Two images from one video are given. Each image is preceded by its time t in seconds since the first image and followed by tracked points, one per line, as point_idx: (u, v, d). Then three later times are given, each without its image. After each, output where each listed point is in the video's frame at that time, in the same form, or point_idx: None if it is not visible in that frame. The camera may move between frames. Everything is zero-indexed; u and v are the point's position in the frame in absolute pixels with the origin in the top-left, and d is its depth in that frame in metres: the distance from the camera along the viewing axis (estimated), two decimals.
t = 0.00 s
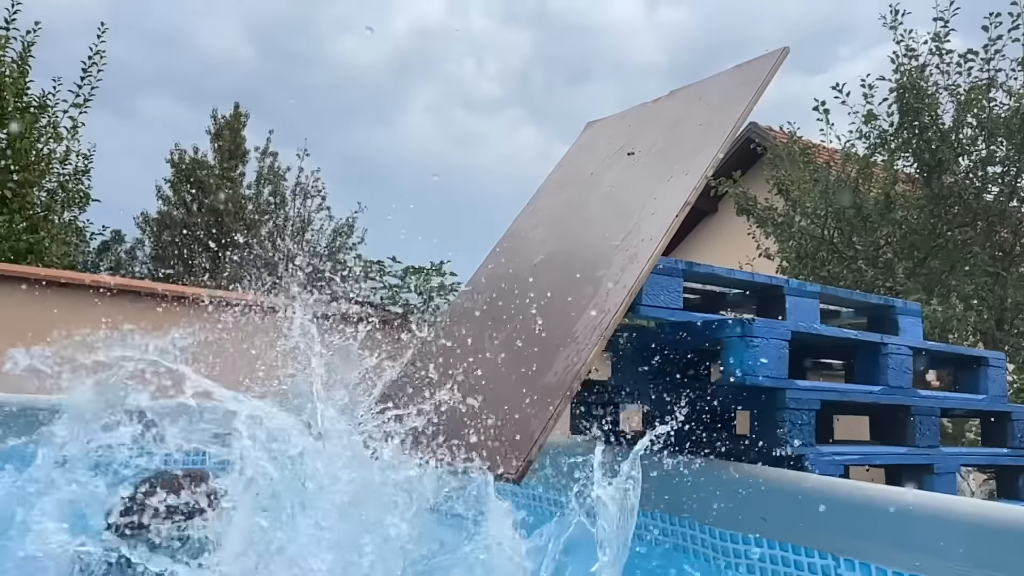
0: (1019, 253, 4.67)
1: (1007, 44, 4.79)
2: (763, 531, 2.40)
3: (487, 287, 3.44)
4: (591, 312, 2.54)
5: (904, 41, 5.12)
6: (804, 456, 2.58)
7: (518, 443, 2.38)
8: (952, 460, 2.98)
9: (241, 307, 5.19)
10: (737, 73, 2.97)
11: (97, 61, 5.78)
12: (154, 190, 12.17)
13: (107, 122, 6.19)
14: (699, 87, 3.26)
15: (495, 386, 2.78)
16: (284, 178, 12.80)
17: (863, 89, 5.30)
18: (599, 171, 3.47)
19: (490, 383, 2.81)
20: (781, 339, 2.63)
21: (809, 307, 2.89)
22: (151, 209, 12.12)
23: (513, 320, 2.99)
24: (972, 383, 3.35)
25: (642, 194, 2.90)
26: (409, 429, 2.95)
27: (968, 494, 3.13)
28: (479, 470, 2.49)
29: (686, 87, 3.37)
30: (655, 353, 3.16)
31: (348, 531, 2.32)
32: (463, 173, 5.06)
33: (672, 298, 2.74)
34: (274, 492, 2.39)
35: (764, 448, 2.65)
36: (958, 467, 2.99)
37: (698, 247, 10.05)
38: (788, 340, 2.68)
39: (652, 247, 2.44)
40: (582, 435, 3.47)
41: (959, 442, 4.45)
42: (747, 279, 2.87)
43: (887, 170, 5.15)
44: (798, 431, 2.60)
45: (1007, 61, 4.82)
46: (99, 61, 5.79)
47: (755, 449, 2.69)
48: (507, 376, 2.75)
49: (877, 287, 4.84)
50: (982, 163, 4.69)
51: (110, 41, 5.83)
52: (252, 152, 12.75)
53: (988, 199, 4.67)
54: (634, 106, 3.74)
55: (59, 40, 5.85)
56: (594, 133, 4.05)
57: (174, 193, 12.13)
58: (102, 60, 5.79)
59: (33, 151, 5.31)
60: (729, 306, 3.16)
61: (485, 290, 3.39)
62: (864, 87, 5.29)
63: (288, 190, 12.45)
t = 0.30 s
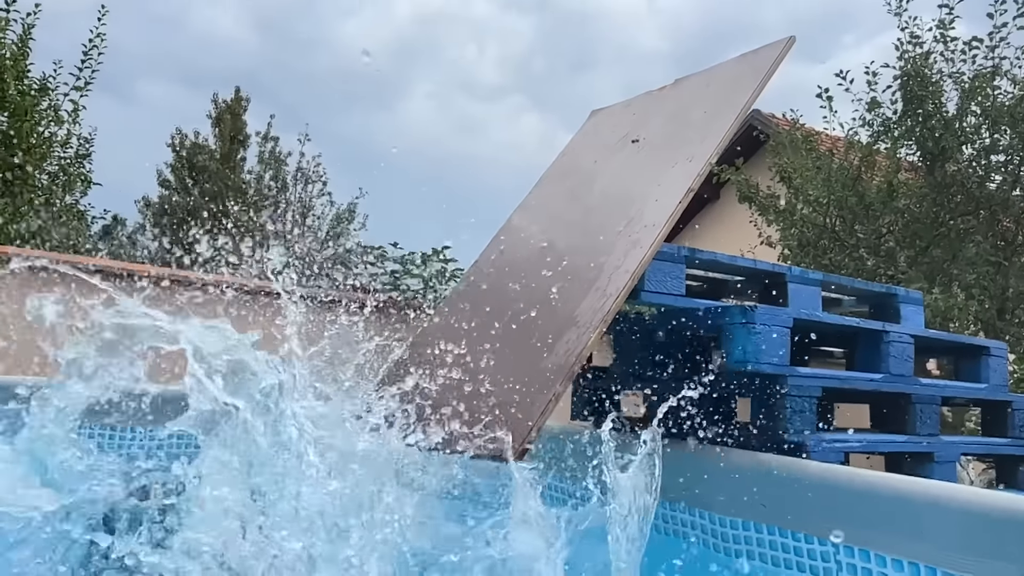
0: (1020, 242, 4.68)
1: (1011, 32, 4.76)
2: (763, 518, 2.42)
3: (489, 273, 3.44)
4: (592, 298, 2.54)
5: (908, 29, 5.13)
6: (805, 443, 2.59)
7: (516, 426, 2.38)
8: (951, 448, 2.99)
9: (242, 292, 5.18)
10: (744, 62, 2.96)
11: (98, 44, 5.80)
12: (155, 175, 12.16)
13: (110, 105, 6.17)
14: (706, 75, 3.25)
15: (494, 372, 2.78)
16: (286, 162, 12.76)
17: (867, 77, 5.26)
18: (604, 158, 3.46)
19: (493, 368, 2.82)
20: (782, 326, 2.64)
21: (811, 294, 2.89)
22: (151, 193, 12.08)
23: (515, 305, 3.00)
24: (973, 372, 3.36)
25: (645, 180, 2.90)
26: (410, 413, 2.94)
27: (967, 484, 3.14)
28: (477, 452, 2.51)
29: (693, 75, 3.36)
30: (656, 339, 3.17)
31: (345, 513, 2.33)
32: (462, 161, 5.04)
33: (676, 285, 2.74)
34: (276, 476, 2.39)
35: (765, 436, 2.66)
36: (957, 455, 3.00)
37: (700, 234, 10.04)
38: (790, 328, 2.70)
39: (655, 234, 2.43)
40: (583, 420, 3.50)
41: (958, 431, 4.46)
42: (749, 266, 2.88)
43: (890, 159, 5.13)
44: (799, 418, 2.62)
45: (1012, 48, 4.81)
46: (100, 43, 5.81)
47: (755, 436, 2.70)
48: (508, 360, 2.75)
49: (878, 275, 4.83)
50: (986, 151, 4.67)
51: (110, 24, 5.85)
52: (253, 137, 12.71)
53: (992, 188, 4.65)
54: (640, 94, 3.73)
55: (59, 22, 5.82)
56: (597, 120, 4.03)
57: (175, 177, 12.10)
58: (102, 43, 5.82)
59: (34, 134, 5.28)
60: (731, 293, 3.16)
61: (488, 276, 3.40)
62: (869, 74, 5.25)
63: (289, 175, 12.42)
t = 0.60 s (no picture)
0: None
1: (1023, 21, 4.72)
2: (767, 507, 2.43)
3: (494, 260, 3.44)
4: (597, 286, 2.54)
5: (917, 17, 5.04)
6: (811, 432, 2.59)
7: (518, 413, 2.39)
8: (956, 440, 2.99)
9: (246, 279, 5.19)
10: (754, 53, 2.95)
11: (105, 29, 5.87)
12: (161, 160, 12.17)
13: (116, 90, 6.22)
14: (716, 66, 3.24)
15: (498, 360, 2.78)
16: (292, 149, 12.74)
17: (876, 66, 5.22)
18: (612, 148, 3.45)
19: (497, 354, 2.83)
20: (789, 316, 2.64)
21: (817, 284, 2.88)
22: (157, 178, 12.08)
23: (520, 293, 3.01)
24: (979, 365, 3.35)
25: (653, 170, 2.90)
26: (414, 400, 2.95)
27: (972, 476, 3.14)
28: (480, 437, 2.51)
29: (703, 66, 3.34)
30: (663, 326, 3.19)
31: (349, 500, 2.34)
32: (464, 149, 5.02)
33: (682, 273, 2.73)
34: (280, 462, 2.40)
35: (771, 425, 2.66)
36: (962, 448, 3.00)
37: (707, 223, 9.99)
38: (796, 317, 2.69)
39: (661, 222, 2.43)
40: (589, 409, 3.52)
41: (964, 424, 4.46)
42: (756, 256, 2.87)
43: (898, 148, 5.10)
44: (805, 408, 2.61)
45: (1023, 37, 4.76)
46: (106, 28, 5.88)
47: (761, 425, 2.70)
48: (513, 348, 2.76)
49: (884, 266, 4.82)
50: (995, 142, 4.62)
51: (116, 9, 5.91)
52: (259, 122, 12.68)
53: (1000, 179, 4.62)
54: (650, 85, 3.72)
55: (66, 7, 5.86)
56: (607, 109, 4.02)
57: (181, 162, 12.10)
58: (108, 28, 5.88)
59: (41, 119, 5.31)
60: (738, 282, 3.16)
61: (493, 264, 3.40)
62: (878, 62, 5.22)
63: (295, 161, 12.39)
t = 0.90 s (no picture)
0: None
1: None
2: (773, 501, 2.43)
3: (502, 252, 3.45)
4: (605, 278, 2.54)
5: (932, 8, 4.97)
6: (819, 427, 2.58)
7: (523, 401, 2.41)
8: (965, 437, 2.97)
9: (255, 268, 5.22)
10: (768, 48, 2.93)
11: (115, 17, 5.91)
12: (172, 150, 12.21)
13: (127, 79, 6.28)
14: (729, 60, 3.22)
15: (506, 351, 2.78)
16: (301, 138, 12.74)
17: (889, 57, 5.17)
18: (623, 142, 3.44)
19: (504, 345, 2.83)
20: (798, 310, 2.63)
21: (828, 278, 2.88)
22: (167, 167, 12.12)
23: (527, 284, 3.01)
24: (989, 361, 3.33)
25: (663, 164, 2.89)
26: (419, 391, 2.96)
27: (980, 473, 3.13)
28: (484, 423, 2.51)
29: (717, 61, 3.33)
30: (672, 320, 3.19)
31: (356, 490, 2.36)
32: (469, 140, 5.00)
33: (691, 266, 2.72)
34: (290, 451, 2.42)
35: (778, 419, 2.66)
36: (971, 444, 2.99)
37: (718, 216, 9.94)
38: (805, 311, 2.68)
39: (671, 214, 2.43)
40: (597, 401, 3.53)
41: (973, 419, 4.44)
42: (766, 249, 2.86)
43: (911, 141, 5.05)
44: (813, 402, 2.60)
45: None
46: (117, 16, 5.92)
47: (768, 419, 2.70)
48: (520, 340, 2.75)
49: (895, 260, 4.81)
50: (1009, 136, 4.62)
51: None
52: (269, 112, 12.68)
53: (1013, 173, 4.63)
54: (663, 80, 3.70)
55: None
56: (617, 104, 3.99)
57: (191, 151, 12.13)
58: (119, 16, 5.92)
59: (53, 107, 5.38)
60: (747, 275, 3.15)
61: (502, 255, 3.41)
62: (892, 54, 5.16)
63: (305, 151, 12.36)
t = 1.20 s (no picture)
0: None
1: None
2: (783, 497, 2.42)
3: (512, 245, 3.44)
4: (615, 270, 2.55)
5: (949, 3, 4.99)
6: (828, 423, 2.57)
7: (529, 391, 2.41)
8: (975, 435, 2.97)
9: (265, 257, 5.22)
10: (784, 45, 2.92)
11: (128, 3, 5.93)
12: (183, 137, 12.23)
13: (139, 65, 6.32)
14: (744, 57, 3.20)
15: (515, 342, 2.78)
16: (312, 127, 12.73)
17: (906, 52, 5.13)
18: (635, 138, 3.42)
19: (513, 338, 2.83)
20: (809, 306, 2.62)
21: (840, 274, 2.86)
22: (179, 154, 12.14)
23: (538, 277, 3.02)
24: (1000, 360, 3.32)
25: (675, 160, 2.88)
26: (427, 382, 2.96)
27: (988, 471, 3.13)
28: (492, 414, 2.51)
29: (732, 57, 3.31)
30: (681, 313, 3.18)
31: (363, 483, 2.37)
32: (481, 131, 4.99)
33: (702, 261, 2.71)
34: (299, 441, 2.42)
35: (787, 414, 2.65)
36: (980, 443, 2.98)
37: (729, 209, 9.88)
38: (816, 307, 2.67)
39: (683, 207, 2.43)
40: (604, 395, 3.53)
41: (983, 418, 4.43)
42: (777, 244, 2.84)
43: (924, 137, 4.98)
44: (822, 398, 2.60)
45: None
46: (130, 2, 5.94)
47: (777, 415, 2.69)
48: (529, 332, 2.76)
49: (907, 258, 4.76)
50: None
51: None
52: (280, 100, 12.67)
53: None
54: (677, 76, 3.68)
55: None
56: (630, 99, 3.95)
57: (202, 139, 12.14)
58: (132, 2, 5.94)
59: (66, 93, 5.42)
60: (758, 270, 3.14)
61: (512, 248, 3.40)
62: (908, 49, 5.13)
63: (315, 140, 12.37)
